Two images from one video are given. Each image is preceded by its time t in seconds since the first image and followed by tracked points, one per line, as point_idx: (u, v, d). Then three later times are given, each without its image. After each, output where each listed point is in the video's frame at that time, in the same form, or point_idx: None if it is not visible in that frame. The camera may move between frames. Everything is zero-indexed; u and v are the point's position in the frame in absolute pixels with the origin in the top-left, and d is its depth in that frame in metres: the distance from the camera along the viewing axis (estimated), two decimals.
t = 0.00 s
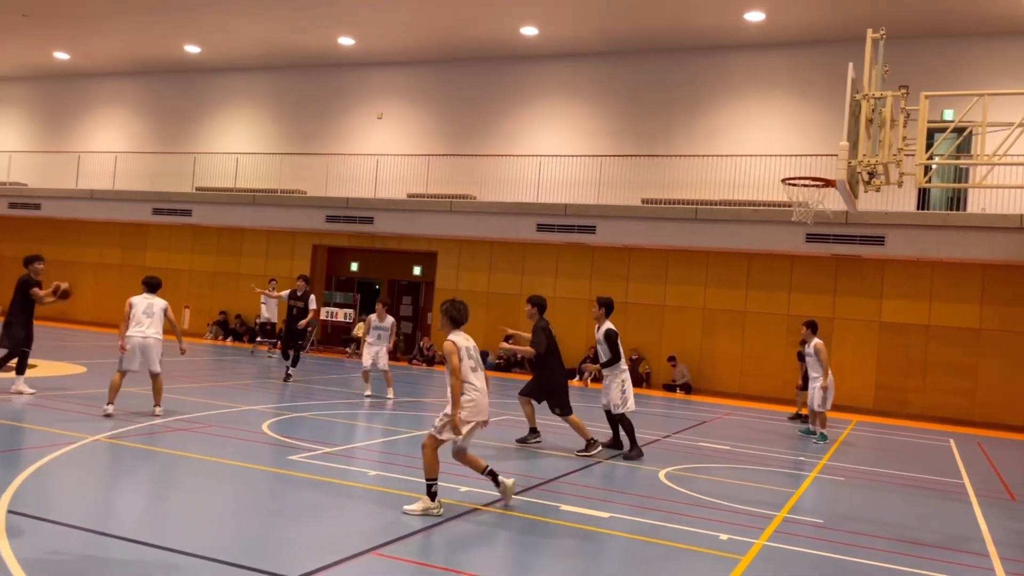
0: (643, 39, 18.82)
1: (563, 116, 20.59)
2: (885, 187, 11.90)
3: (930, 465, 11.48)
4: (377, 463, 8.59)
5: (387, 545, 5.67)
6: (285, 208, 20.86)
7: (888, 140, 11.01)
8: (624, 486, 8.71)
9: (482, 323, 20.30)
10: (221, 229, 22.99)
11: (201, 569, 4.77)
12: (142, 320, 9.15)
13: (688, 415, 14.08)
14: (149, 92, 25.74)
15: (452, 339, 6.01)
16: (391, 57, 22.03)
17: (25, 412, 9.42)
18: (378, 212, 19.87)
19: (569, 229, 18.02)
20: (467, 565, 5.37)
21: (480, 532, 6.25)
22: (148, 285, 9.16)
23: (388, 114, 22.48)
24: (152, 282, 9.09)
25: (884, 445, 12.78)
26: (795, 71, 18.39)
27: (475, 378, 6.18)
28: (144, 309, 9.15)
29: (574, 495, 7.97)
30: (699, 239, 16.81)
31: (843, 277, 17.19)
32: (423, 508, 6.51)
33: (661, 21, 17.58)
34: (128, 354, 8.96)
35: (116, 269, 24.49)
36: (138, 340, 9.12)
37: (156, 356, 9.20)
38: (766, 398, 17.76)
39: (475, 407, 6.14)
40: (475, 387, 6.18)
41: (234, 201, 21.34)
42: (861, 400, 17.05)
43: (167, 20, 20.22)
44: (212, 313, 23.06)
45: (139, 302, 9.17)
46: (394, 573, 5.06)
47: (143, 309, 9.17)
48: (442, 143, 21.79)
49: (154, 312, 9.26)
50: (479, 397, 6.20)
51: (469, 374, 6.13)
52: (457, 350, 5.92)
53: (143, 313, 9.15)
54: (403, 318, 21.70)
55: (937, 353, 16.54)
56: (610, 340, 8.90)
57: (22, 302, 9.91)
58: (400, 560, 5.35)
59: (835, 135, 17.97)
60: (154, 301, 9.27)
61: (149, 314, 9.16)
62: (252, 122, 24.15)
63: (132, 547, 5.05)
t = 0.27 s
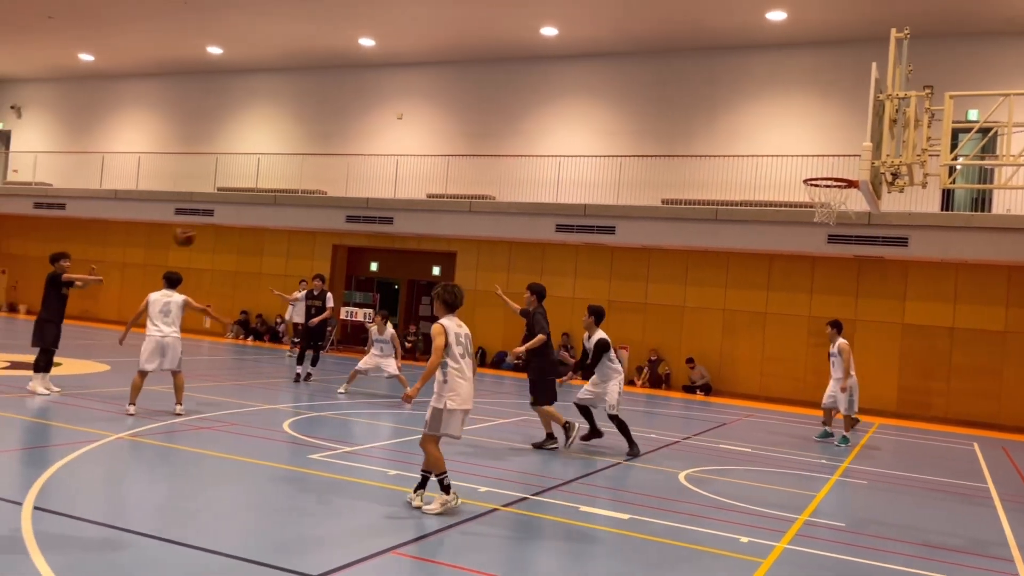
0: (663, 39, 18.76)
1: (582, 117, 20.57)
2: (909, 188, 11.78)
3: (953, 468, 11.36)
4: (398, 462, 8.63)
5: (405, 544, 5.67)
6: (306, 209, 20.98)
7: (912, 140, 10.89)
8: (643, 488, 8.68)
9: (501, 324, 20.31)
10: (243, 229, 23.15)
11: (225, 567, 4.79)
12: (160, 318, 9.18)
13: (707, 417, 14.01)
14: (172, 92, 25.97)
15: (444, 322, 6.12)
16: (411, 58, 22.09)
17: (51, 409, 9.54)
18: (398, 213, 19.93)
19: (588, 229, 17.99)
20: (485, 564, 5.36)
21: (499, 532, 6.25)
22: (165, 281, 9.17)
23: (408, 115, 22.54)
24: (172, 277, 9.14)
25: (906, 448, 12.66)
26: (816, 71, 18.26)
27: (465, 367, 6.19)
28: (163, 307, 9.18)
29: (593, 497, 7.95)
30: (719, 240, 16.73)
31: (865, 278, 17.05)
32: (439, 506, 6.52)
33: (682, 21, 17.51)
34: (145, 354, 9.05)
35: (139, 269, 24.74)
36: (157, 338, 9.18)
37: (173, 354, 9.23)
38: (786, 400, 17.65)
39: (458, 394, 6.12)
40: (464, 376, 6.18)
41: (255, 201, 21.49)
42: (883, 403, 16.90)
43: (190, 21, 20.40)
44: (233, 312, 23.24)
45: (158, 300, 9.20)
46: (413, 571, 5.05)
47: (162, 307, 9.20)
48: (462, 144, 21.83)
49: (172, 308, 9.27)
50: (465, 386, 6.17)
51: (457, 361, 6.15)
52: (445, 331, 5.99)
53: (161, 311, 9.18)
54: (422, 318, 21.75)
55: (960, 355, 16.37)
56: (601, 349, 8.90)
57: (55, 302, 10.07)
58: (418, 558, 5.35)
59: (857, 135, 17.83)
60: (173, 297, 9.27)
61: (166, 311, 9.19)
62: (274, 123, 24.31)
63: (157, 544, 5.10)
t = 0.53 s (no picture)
0: (682, 39, 18.70)
1: (600, 117, 20.54)
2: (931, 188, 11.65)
3: (975, 472, 11.23)
4: (416, 462, 8.62)
5: (421, 544, 5.64)
6: (325, 209, 21.07)
7: (934, 140, 10.77)
8: (660, 490, 8.64)
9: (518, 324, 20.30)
10: (261, 229, 23.28)
11: (246, 566, 4.78)
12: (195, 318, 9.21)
13: (725, 419, 13.93)
14: (191, 93, 26.16)
15: (435, 324, 6.12)
16: (430, 58, 22.14)
17: (73, 408, 9.61)
18: (416, 213, 19.98)
19: (606, 230, 17.96)
20: (501, 565, 5.33)
21: (515, 533, 6.22)
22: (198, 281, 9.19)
23: (426, 115, 22.59)
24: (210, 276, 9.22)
25: (927, 452, 12.54)
26: (836, 71, 18.14)
27: (455, 369, 6.13)
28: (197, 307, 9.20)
29: (610, 499, 7.91)
30: (738, 241, 16.63)
31: (886, 280, 16.91)
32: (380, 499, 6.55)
33: (700, 20, 17.44)
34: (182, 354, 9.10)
35: (159, 269, 24.94)
36: (193, 339, 9.21)
37: (209, 354, 9.29)
38: (805, 402, 17.53)
39: (445, 395, 6.05)
40: (453, 378, 6.11)
41: (274, 201, 21.60)
42: (903, 406, 16.75)
43: (211, 23, 20.54)
44: (252, 312, 23.37)
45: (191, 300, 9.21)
46: (429, 571, 5.03)
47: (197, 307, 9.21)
48: (479, 144, 21.85)
49: (205, 308, 9.30)
50: (454, 388, 6.10)
51: (447, 363, 6.11)
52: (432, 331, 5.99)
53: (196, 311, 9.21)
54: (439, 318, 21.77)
55: (981, 357, 16.21)
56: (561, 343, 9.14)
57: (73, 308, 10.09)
58: (433, 558, 5.33)
59: (879, 136, 17.69)
60: (205, 296, 9.30)
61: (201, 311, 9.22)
62: (292, 124, 24.43)
63: (178, 542, 5.09)
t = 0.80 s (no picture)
0: (699, 39, 18.65)
1: (616, 118, 20.52)
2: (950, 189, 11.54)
3: (996, 476, 11.12)
4: (432, 463, 8.63)
5: (437, 544, 5.64)
6: (342, 209, 21.17)
7: (955, 141, 10.67)
8: (677, 492, 8.61)
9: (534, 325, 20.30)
10: (279, 230, 23.42)
11: (264, 565, 4.78)
12: (225, 322, 9.27)
13: (742, 421, 13.87)
14: (210, 94, 26.36)
15: (440, 326, 6.22)
16: (447, 59, 22.19)
17: (94, 407, 9.70)
18: (432, 214, 20.03)
19: (622, 231, 17.93)
20: (517, 566, 5.32)
21: (531, 534, 6.22)
22: (228, 284, 9.24)
23: (442, 116, 22.64)
24: (240, 278, 9.24)
25: (948, 455, 12.42)
26: (854, 71, 18.02)
27: (457, 367, 6.12)
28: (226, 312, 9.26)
29: (626, 500, 7.90)
30: (756, 242, 16.57)
31: (904, 281, 16.77)
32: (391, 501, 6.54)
33: (718, 21, 17.39)
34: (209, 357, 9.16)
35: (178, 268, 25.14)
36: (222, 342, 9.24)
37: (237, 358, 9.32)
38: (823, 404, 17.42)
39: (445, 393, 6.03)
40: (454, 377, 6.09)
41: (291, 202, 21.72)
42: (923, 408, 16.61)
43: (230, 24, 20.70)
44: (270, 312, 23.52)
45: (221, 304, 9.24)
46: (444, 572, 5.03)
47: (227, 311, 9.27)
48: (496, 145, 21.86)
49: (234, 312, 9.34)
50: (455, 386, 6.07)
51: (451, 362, 6.12)
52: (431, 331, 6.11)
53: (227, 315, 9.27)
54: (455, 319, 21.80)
55: (1002, 359, 16.05)
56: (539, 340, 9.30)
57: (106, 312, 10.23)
58: (449, 558, 5.32)
59: (897, 136, 17.56)
60: (235, 299, 9.35)
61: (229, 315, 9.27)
62: (310, 124, 24.55)
63: (196, 541, 5.09)
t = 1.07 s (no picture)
0: (714, 39, 18.59)
1: (631, 118, 20.49)
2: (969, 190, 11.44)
3: (1015, 479, 11.01)
4: (449, 463, 8.66)
5: (452, 544, 5.63)
6: (357, 210, 21.25)
7: (974, 141, 10.57)
8: (693, 493, 8.59)
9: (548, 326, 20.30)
10: (295, 231, 23.54)
11: (281, 565, 4.78)
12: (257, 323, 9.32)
13: (758, 422, 13.82)
14: (227, 96, 26.53)
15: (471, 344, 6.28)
16: (462, 60, 22.23)
17: (113, 405, 9.79)
18: (447, 214, 20.06)
19: (637, 231, 17.89)
20: (533, 567, 5.32)
21: (546, 534, 6.21)
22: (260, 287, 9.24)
23: (457, 117, 22.68)
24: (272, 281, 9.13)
25: (967, 458, 12.30)
26: (871, 71, 17.91)
27: (482, 385, 6.15)
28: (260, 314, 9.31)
29: (642, 502, 7.88)
30: (772, 242, 16.50)
31: (922, 283, 16.64)
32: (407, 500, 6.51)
33: (734, 21, 17.33)
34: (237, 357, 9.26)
35: (195, 268, 25.31)
36: (250, 344, 9.32)
37: (264, 361, 9.31)
38: (840, 406, 17.32)
39: (469, 409, 6.07)
40: (478, 394, 6.11)
41: (307, 202, 21.83)
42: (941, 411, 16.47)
43: (247, 26, 20.84)
44: (286, 312, 23.65)
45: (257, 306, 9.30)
46: (460, 572, 5.02)
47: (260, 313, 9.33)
48: (511, 146, 21.88)
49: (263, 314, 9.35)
50: (480, 403, 6.10)
51: (477, 380, 6.15)
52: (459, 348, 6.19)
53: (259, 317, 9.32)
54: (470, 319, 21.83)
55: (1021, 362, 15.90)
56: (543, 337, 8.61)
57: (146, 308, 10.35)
58: (465, 559, 5.32)
59: (915, 136, 17.44)
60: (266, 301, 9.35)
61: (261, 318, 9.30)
62: (326, 125, 24.64)
63: (213, 540, 5.09)
